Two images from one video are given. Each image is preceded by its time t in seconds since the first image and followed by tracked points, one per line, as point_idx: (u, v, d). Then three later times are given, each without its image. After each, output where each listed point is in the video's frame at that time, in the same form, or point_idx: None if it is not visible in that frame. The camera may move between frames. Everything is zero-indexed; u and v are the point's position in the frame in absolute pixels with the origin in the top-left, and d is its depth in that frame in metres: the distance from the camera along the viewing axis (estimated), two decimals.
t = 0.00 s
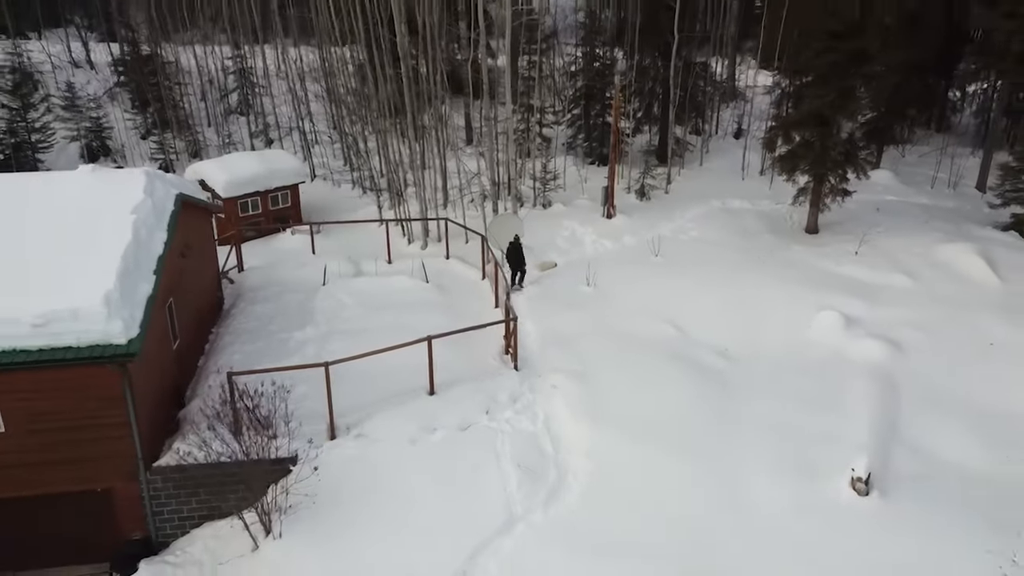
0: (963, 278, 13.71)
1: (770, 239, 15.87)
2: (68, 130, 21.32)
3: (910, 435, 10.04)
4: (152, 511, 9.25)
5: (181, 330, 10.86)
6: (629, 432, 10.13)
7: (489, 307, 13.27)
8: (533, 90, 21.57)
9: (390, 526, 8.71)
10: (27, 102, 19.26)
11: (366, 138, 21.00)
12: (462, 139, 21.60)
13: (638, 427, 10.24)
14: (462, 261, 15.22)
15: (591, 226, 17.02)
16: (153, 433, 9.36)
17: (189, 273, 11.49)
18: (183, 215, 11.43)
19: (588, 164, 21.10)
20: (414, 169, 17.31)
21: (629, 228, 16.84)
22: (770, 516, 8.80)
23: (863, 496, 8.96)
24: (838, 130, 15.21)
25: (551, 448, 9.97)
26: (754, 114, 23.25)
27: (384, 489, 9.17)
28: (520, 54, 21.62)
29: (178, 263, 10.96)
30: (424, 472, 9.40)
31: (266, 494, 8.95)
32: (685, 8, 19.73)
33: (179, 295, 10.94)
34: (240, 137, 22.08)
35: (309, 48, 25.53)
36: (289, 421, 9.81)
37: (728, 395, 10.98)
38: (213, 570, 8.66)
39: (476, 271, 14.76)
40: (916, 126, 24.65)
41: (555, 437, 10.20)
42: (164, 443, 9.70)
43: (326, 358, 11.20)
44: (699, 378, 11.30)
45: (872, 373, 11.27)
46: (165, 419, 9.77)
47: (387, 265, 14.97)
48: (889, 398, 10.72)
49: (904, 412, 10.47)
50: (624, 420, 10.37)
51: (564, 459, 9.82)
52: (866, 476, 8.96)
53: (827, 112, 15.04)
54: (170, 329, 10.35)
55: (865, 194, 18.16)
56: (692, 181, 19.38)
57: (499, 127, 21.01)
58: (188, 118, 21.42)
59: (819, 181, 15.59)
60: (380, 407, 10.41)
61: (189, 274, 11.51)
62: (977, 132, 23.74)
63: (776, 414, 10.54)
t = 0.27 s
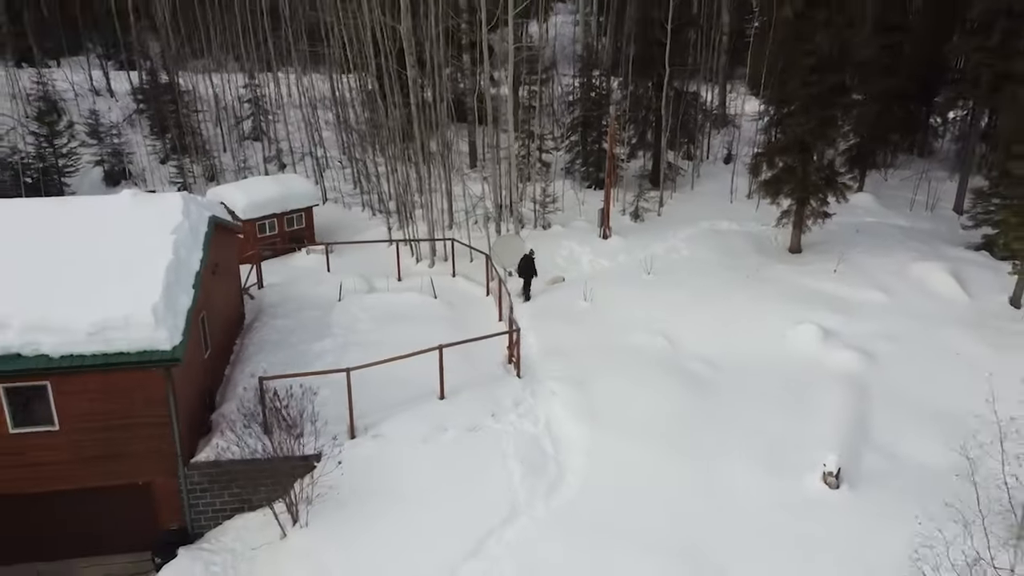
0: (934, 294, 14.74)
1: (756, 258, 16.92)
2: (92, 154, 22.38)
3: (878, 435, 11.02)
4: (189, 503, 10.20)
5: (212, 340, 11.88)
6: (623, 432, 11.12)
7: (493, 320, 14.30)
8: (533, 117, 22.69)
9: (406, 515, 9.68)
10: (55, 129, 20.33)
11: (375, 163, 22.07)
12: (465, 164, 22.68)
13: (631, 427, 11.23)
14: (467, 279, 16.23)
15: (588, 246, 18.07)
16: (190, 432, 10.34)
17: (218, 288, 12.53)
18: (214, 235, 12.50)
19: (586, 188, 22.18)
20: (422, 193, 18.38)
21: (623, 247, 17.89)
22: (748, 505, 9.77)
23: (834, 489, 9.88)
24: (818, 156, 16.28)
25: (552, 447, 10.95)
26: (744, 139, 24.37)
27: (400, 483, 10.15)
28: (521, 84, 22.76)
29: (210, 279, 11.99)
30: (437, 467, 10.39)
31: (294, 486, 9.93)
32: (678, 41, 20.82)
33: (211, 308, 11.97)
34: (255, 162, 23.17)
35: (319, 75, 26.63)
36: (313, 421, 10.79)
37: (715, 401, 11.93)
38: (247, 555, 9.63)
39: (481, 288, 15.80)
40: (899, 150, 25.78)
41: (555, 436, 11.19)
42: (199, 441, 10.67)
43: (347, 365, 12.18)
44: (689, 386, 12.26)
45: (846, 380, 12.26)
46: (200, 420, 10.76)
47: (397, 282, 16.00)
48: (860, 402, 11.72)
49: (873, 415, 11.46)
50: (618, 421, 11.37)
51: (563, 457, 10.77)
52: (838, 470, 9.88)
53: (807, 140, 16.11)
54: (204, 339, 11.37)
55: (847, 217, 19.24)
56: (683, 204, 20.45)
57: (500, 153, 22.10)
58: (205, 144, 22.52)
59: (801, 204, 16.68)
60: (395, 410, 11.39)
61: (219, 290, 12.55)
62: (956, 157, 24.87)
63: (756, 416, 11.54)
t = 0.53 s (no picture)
0: (905, 307, 15.86)
1: (741, 274, 18.06)
2: (113, 177, 23.54)
3: (848, 434, 12.08)
4: (221, 496, 11.23)
5: (239, 349, 12.97)
6: (615, 432, 12.19)
7: (496, 332, 15.40)
8: (531, 141, 23.89)
9: (419, 505, 10.72)
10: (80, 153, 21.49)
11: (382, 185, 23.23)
12: (467, 186, 23.85)
13: (623, 428, 12.30)
14: (471, 294, 17.35)
15: (584, 263, 19.21)
16: (222, 431, 11.40)
17: (243, 302, 13.63)
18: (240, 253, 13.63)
19: (583, 209, 23.35)
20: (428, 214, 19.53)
21: (617, 264, 19.01)
22: (728, 495, 10.82)
23: (807, 482, 10.84)
24: (797, 180, 17.45)
25: (551, 445, 12.02)
26: (733, 161, 25.58)
27: (413, 477, 11.20)
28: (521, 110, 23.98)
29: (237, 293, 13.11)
30: (446, 463, 11.45)
31: (318, 480, 10.99)
32: (667, 70, 22.05)
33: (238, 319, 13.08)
34: (268, 184, 24.32)
35: (328, 100, 27.84)
36: (334, 422, 11.85)
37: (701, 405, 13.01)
38: (275, 541, 10.67)
39: (484, 302, 16.91)
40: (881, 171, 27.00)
41: (554, 436, 12.25)
42: (230, 440, 11.72)
43: (364, 373, 13.27)
44: (677, 392, 13.34)
45: (820, 386, 13.35)
46: (230, 421, 11.82)
47: (406, 297, 17.12)
48: (832, 405, 12.79)
49: (844, 416, 12.53)
50: (612, 422, 12.46)
51: (562, 454, 11.83)
52: (810, 465, 10.80)
53: (788, 165, 17.27)
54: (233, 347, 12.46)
55: (829, 236, 20.41)
56: (675, 224, 21.62)
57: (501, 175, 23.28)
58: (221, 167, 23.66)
59: (782, 224, 17.84)
60: (407, 414, 12.47)
61: (244, 303, 13.66)
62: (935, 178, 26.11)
63: (738, 417, 12.62)
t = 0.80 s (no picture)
0: (879, 317, 17.05)
1: (728, 287, 19.28)
2: (134, 195, 24.71)
3: (822, 430, 13.16)
4: (251, 489, 12.37)
5: (264, 354, 14.15)
6: (609, 431, 13.34)
7: (499, 341, 16.60)
8: (531, 162, 25.14)
9: (430, 498, 11.84)
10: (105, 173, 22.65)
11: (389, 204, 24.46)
12: (470, 205, 25.09)
13: (616, 427, 13.45)
14: (475, 306, 18.55)
15: (581, 277, 20.41)
16: (251, 429, 12.55)
17: (267, 312, 14.85)
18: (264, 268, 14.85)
19: (580, 226, 24.58)
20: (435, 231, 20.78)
21: (612, 278, 20.21)
22: (711, 486, 11.92)
23: (784, 475, 11.92)
24: (780, 200, 18.69)
25: (551, 443, 13.16)
26: (724, 180, 26.81)
27: (424, 473, 12.34)
28: (521, 132, 25.26)
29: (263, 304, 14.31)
30: (454, 460, 12.58)
31: (340, 473, 12.19)
32: (659, 94, 23.27)
33: (263, 328, 14.27)
34: (281, 202, 25.49)
35: (336, 122, 29.13)
36: (354, 422, 13.06)
37: (689, 406, 14.15)
38: (302, 528, 11.79)
39: (488, 314, 18.11)
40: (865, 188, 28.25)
41: (553, 434, 13.40)
42: (258, 436, 12.88)
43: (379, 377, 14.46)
44: (667, 395, 14.50)
45: (798, 389, 14.53)
46: (258, 420, 12.97)
47: (415, 308, 18.32)
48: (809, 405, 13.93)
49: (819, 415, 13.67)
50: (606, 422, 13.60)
51: (561, 451, 12.99)
52: (785, 459, 11.93)
53: (771, 186, 18.50)
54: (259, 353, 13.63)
55: (812, 251, 21.64)
56: (667, 241, 22.82)
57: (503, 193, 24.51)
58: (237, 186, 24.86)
59: (766, 241, 19.06)
60: (418, 415, 13.64)
61: (267, 313, 14.87)
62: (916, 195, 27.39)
63: (722, 417, 13.77)
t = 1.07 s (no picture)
0: (855, 325, 18.34)
1: (716, 298, 20.56)
2: (155, 211, 25.96)
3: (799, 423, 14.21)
4: (277, 480, 13.58)
5: (286, 359, 15.41)
6: (603, 429, 14.53)
7: (502, 347, 17.87)
8: (530, 179, 26.44)
9: (440, 491, 13.04)
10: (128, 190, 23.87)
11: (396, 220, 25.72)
12: (473, 220, 26.38)
13: (610, 425, 14.65)
14: (479, 316, 19.83)
15: (578, 289, 21.68)
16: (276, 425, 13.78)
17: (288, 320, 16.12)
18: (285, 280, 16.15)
19: (577, 240, 25.86)
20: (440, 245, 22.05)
21: (607, 290, 21.48)
22: (695, 476, 13.08)
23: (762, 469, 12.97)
24: (764, 216, 19.98)
25: (551, 441, 14.37)
26: (714, 196, 28.13)
27: (434, 468, 13.54)
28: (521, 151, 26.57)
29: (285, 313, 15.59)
30: (461, 456, 13.79)
31: (359, 466, 13.40)
32: (652, 117, 24.62)
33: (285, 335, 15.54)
34: (293, 218, 26.71)
35: (344, 140, 30.43)
36: (371, 419, 14.31)
37: (675, 404, 15.38)
38: (325, 515, 13.01)
39: (491, 323, 19.38)
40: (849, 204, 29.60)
41: (552, 433, 14.60)
42: (283, 433, 14.11)
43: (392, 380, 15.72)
44: (654, 394, 15.73)
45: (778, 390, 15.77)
46: (281, 418, 14.20)
47: (422, 318, 19.57)
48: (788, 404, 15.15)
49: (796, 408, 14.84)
50: (600, 420, 14.81)
51: (558, 446, 14.22)
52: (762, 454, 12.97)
53: (755, 203, 19.80)
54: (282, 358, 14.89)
55: (795, 264, 22.93)
56: (659, 254, 24.10)
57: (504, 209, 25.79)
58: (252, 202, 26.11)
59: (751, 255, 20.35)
60: (428, 414, 14.88)
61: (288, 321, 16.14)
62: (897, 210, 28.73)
63: (707, 414, 14.95)
